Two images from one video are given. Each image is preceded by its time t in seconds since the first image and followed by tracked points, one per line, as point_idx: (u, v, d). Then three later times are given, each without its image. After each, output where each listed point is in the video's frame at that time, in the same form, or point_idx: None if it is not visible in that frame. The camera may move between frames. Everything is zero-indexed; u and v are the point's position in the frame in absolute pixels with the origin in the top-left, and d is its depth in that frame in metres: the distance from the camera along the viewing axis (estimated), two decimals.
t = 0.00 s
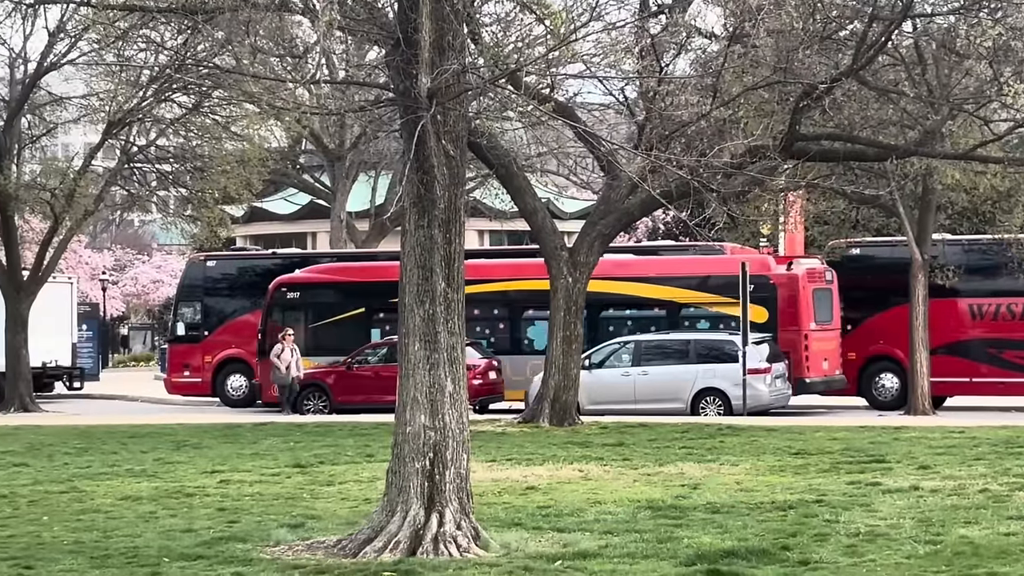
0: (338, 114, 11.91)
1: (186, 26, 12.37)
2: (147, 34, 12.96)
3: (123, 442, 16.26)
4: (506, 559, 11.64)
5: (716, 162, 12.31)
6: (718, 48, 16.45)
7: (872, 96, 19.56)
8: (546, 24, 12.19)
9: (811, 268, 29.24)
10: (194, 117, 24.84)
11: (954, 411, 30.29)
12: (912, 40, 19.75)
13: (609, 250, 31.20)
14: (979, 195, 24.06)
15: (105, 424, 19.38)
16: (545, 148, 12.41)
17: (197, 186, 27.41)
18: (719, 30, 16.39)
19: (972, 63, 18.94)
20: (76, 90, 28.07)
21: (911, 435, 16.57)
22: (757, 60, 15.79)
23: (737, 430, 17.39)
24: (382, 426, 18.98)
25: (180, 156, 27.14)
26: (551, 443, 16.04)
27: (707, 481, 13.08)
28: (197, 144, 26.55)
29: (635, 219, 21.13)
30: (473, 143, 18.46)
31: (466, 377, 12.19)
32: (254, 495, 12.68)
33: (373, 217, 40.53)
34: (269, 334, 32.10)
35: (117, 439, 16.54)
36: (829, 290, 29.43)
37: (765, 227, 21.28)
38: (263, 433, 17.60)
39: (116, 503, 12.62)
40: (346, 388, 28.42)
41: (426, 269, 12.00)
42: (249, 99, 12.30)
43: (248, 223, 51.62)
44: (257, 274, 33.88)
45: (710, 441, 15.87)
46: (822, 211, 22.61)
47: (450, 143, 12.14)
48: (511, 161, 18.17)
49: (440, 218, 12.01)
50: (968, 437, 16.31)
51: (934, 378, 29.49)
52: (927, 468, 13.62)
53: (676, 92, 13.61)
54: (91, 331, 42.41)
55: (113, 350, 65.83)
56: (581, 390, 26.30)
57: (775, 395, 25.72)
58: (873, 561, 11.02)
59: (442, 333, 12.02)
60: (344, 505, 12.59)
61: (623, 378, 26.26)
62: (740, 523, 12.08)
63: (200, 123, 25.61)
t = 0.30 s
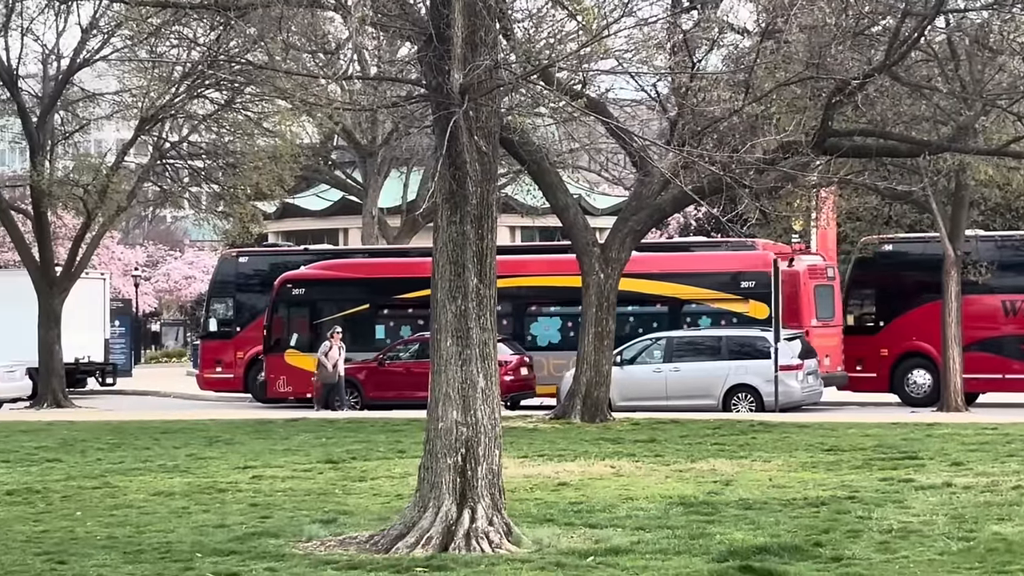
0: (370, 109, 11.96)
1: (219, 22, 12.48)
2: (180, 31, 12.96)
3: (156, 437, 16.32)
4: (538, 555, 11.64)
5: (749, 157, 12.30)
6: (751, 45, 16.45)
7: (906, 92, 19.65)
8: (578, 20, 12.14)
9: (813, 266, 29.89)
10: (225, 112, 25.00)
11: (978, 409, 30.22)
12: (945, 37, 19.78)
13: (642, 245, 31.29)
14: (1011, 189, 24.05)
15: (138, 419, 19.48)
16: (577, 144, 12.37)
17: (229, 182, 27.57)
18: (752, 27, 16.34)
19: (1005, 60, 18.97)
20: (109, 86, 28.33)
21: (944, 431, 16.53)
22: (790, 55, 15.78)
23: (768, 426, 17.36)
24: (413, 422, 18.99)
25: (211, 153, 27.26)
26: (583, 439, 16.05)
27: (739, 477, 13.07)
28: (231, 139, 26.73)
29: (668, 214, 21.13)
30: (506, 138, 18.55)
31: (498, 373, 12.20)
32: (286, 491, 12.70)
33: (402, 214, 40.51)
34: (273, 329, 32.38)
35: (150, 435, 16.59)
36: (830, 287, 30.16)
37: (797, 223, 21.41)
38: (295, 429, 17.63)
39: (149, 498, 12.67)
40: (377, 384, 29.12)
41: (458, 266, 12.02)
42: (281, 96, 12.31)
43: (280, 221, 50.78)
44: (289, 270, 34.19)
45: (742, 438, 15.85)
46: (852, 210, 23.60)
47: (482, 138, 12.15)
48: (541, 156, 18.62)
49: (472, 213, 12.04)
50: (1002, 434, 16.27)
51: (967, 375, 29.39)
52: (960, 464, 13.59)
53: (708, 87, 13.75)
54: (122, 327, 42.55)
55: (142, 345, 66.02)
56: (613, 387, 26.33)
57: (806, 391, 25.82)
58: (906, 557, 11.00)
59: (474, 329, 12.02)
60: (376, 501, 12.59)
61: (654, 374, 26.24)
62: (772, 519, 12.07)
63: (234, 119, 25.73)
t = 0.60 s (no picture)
0: (398, 106, 11.98)
1: (246, 19, 12.52)
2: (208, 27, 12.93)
3: (182, 434, 16.40)
4: (565, 552, 11.64)
5: (775, 154, 12.30)
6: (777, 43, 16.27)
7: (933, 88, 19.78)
8: (606, 17, 12.15)
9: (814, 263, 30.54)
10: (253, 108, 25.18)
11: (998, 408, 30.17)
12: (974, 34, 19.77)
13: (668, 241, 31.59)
14: None
15: (167, 416, 19.57)
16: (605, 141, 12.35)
17: (257, 179, 27.55)
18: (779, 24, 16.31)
19: None
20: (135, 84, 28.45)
21: (972, 429, 16.49)
22: (818, 53, 15.81)
23: (796, 423, 17.35)
24: (440, 419, 19.01)
25: (240, 150, 27.45)
26: (609, 437, 16.07)
27: (766, 475, 13.06)
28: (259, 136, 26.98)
29: (694, 212, 21.20)
30: (533, 135, 18.57)
31: (525, 370, 12.20)
32: (314, 488, 12.71)
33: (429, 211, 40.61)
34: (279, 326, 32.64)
35: (177, 432, 16.64)
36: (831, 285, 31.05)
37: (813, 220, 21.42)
38: (322, 426, 17.64)
39: (177, 495, 12.70)
40: (406, 381, 29.27)
41: (486, 263, 12.02)
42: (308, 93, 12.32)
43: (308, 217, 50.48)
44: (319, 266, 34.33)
45: (770, 435, 15.84)
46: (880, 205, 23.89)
47: (509, 136, 12.17)
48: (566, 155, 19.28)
49: (499, 211, 12.05)
50: None
51: (996, 372, 29.31)
52: (988, 462, 13.57)
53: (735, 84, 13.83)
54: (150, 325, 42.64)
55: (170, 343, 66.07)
56: (640, 384, 26.35)
57: (834, 388, 25.78)
58: (935, 555, 10.98)
59: (501, 327, 12.02)
60: (404, 498, 12.60)
61: (682, 371, 26.22)
62: (800, 517, 12.06)
63: (261, 116, 26.31)
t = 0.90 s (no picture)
0: (428, 104, 11.97)
1: (276, 17, 12.32)
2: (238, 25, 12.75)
3: (213, 431, 16.47)
4: (597, 549, 11.64)
5: (806, 151, 12.28)
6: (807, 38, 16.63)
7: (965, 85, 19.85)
8: (636, 14, 12.12)
9: (815, 261, 30.64)
10: (283, 107, 25.29)
11: None
12: (1006, 30, 19.74)
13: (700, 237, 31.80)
14: None
15: (200, 413, 19.68)
16: (635, 139, 12.30)
17: (287, 177, 27.85)
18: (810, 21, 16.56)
19: None
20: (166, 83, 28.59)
21: (1004, 427, 16.44)
22: (848, 50, 16.04)
23: (827, 421, 17.32)
24: (470, 416, 19.05)
25: (270, 148, 27.60)
26: (640, 434, 16.10)
27: (797, 473, 13.04)
28: (287, 135, 27.06)
29: (724, 209, 21.24)
30: (563, 132, 18.70)
31: (556, 367, 12.20)
32: (345, 485, 12.73)
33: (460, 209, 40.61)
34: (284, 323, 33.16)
35: (209, 430, 16.73)
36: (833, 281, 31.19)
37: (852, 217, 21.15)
38: (353, 424, 17.66)
39: (209, 492, 12.73)
40: (436, 378, 29.37)
41: (517, 260, 12.02)
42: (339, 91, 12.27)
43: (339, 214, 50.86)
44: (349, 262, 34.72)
45: (801, 433, 15.84)
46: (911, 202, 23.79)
47: (540, 133, 12.18)
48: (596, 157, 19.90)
49: (530, 208, 12.04)
50: None
51: None
52: (1022, 460, 13.52)
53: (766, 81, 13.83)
54: (182, 322, 42.83)
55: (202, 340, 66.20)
56: (670, 381, 26.34)
57: (865, 386, 25.71)
58: (967, 553, 10.94)
59: (532, 324, 12.03)
60: (435, 495, 12.61)
61: (712, 368, 26.24)
62: (831, 515, 12.05)
63: (291, 114, 26.03)
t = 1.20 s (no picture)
0: (455, 102, 11.97)
1: (303, 16, 12.20)
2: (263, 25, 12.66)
3: (241, 430, 16.57)
4: (624, 548, 11.62)
5: (834, 149, 12.23)
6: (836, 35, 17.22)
7: (992, 84, 19.86)
8: (663, 12, 12.13)
9: (817, 259, 30.64)
10: (310, 106, 25.40)
11: None
12: None
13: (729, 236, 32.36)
14: None
15: (227, 411, 19.75)
16: (662, 137, 12.30)
17: (314, 176, 27.87)
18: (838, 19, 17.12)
19: None
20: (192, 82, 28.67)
21: None
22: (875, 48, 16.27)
23: (853, 419, 17.29)
24: (497, 415, 19.11)
25: (297, 147, 27.65)
26: (667, 433, 16.10)
27: (825, 471, 13.02)
28: (314, 134, 27.19)
29: (752, 208, 21.30)
30: (590, 131, 18.86)
31: (583, 366, 12.20)
32: (372, 485, 12.76)
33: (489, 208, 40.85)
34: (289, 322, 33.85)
35: (236, 428, 16.80)
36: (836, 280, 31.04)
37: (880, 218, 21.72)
38: (380, 421, 17.66)
39: (237, 491, 12.76)
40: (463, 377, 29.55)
41: (544, 259, 12.02)
42: (365, 89, 12.32)
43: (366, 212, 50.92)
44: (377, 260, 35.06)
45: (827, 432, 15.82)
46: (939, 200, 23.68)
47: (567, 132, 12.19)
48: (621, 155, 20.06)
49: (557, 207, 12.05)
50: None
51: None
52: None
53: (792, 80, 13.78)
54: (208, 321, 43.01)
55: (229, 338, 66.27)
56: (696, 380, 26.43)
57: (893, 384, 25.52)
58: (995, 552, 10.90)
59: (559, 323, 12.02)
60: (462, 494, 12.61)
61: (739, 368, 26.27)
62: (858, 513, 12.03)
63: (318, 112, 26.14)
